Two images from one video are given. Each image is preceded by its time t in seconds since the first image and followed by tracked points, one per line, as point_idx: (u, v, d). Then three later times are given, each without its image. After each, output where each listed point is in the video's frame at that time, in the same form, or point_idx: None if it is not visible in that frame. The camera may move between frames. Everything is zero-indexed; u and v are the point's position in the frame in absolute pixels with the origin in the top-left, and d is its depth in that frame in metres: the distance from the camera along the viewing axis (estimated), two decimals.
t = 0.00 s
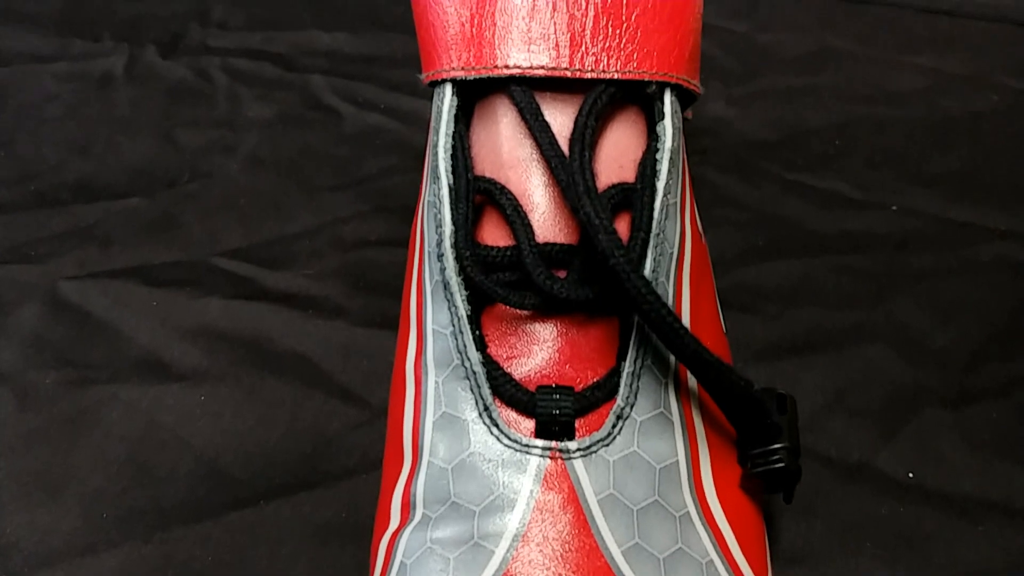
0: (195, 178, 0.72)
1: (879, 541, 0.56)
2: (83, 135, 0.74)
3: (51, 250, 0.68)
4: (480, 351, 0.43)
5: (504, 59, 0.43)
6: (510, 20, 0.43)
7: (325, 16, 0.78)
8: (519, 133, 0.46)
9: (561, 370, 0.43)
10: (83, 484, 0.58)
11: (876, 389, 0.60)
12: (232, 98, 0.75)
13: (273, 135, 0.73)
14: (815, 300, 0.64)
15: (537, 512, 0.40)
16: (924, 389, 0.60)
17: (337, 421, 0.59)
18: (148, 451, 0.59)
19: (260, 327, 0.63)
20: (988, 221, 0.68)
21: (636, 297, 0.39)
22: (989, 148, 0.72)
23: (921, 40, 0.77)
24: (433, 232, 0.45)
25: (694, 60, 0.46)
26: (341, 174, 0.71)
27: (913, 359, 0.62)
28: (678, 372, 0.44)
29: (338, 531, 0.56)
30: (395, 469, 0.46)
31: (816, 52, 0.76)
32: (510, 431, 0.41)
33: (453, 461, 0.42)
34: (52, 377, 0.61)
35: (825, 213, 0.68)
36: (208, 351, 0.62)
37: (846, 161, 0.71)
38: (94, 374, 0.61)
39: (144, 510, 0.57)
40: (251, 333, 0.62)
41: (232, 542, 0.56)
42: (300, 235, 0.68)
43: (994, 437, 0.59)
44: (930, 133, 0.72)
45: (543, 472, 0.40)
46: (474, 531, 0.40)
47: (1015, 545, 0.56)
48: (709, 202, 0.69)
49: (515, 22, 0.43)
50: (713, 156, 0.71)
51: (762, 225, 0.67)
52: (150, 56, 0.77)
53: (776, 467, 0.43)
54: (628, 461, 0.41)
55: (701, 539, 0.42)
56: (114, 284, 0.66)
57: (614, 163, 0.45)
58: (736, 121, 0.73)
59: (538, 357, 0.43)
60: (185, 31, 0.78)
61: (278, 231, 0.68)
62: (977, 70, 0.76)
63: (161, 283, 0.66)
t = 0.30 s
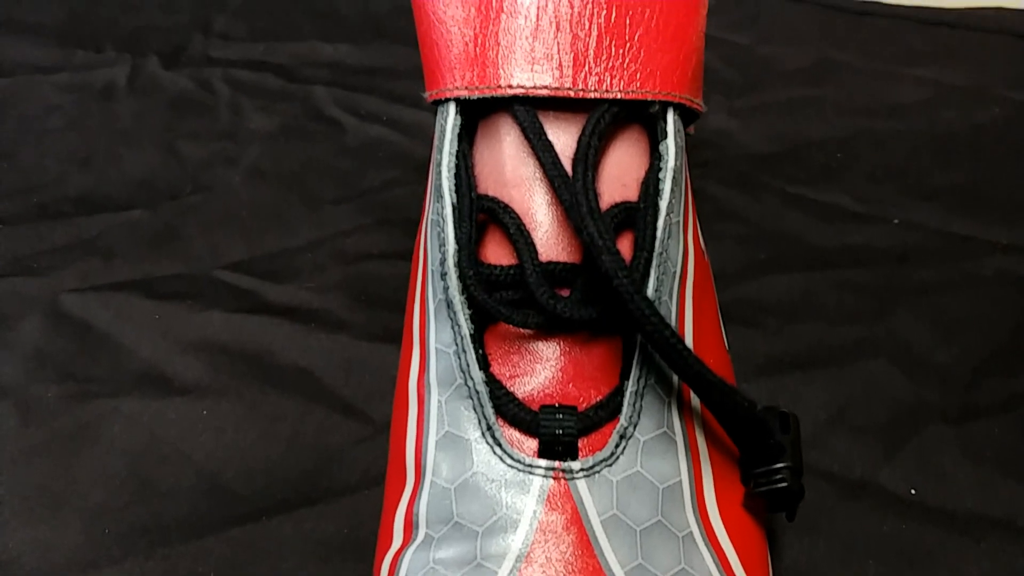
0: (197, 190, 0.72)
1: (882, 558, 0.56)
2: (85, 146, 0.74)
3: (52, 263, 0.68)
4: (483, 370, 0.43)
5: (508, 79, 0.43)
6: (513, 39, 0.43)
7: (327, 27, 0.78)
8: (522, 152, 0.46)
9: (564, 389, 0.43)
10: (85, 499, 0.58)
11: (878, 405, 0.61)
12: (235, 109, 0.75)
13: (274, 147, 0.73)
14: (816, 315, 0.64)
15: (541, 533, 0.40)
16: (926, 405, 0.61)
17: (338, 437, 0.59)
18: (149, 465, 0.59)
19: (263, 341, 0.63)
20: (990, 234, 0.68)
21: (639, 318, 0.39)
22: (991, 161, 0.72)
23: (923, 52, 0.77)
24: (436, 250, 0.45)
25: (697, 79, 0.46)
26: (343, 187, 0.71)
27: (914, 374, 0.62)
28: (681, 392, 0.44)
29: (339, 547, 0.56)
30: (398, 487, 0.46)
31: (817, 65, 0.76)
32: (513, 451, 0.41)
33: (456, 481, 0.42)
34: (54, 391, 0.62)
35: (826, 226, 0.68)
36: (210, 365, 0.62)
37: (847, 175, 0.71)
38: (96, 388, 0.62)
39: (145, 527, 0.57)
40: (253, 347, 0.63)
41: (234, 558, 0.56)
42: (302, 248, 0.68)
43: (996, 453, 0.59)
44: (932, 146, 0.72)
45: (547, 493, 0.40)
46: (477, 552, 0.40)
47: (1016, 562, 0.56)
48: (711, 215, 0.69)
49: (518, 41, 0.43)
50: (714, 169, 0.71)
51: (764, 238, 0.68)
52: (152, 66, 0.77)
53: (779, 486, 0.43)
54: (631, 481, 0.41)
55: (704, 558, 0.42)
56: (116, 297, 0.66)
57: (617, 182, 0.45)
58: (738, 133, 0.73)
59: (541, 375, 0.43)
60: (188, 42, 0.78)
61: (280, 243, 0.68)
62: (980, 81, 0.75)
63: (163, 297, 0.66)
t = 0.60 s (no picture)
0: (200, 206, 0.72)
1: None
2: (88, 162, 0.74)
3: (55, 280, 0.68)
4: (487, 396, 0.42)
5: (512, 104, 0.43)
6: (518, 65, 0.43)
7: (329, 41, 0.78)
8: (526, 176, 0.46)
9: (569, 414, 0.43)
10: (88, 519, 0.58)
11: (881, 424, 0.61)
12: (237, 125, 0.75)
13: (277, 163, 0.73)
14: (820, 334, 0.64)
15: (545, 559, 0.40)
16: (930, 425, 0.61)
17: (341, 456, 0.59)
18: (152, 484, 0.60)
19: (266, 359, 0.63)
20: (993, 252, 0.68)
21: (644, 345, 0.39)
22: (993, 177, 0.72)
23: (925, 67, 0.77)
24: (441, 275, 0.45)
25: (701, 102, 0.46)
26: (346, 203, 0.71)
27: (918, 393, 0.62)
28: (685, 417, 0.44)
29: (342, 568, 0.56)
30: (402, 513, 0.45)
31: (820, 80, 0.76)
32: (518, 477, 0.41)
33: (459, 507, 0.41)
34: (57, 410, 0.62)
35: (828, 243, 0.68)
36: (213, 384, 0.62)
37: (850, 191, 0.71)
38: (98, 407, 0.62)
39: (148, 547, 0.58)
40: (256, 365, 0.63)
41: None
42: (305, 265, 0.68)
43: (999, 473, 0.59)
44: (935, 163, 0.72)
45: (551, 519, 0.40)
46: None
47: None
48: (713, 232, 0.69)
49: (523, 67, 0.43)
50: (716, 186, 0.71)
51: (767, 255, 0.67)
52: (155, 81, 0.78)
53: (783, 511, 0.43)
54: (635, 506, 0.41)
55: None
56: (119, 314, 0.66)
57: (621, 206, 0.46)
58: (740, 149, 0.73)
59: (545, 400, 0.43)
60: (191, 56, 0.78)
61: (283, 260, 0.68)
62: (983, 96, 0.75)
63: (166, 314, 0.66)
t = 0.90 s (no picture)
0: (200, 218, 0.72)
1: None
2: (88, 173, 0.74)
3: (55, 292, 0.68)
4: (486, 413, 0.42)
5: (512, 122, 0.43)
6: (517, 82, 0.43)
7: (330, 52, 0.78)
8: (526, 193, 0.46)
9: (568, 432, 0.42)
10: (88, 534, 0.58)
11: (882, 439, 0.61)
12: (238, 136, 0.75)
13: (277, 175, 0.73)
14: (820, 348, 0.64)
15: None
16: (930, 440, 0.61)
17: (340, 471, 0.59)
18: (151, 498, 0.60)
19: (265, 373, 0.63)
20: (994, 264, 0.68)
21: (643, 364, 0.39)
22: (994, 189, 0.72)
23: (925, 78, 0.77)
24: (440, 292, 0.45)
25: (701, 118, 0.46)
26: (346, 215, 0.71)
27: (918, 407, 0.62)
28: (684, 436, 0.44)
29: None
30: (401, 531, 0.45)
31: (820, 91, 0.76)
32: (517, 495, 0.41)
33: (458, 525, 0.41)
34: (56, 423, 0.62)
35: (828, 255, 0.68)
36: (212, 398, 0.62)
37: (850, 203, 0.71)
38: (98, 421, 0.62)
39: (148, 562, 0.58)
40: (256, 379, 0.63)
41: None
42: (305, 277, 0.68)
43: (999, 488, 0.59)
44: (935, 174, 0.72)
45: (551, 537, 0.40)
46: None
47: None
48: (713, 243, 0.69)
49: (522, 85, 0.43)
50: (716, 197, 0.71)
51: (767, 268, 0.67)
52: (155, 92, 0.78)
53: (784, 529, 0.43)
54: (635, 525, 0.41)
55: None
56: (119, 327, 0.66)
57: (620, 223, 0.45)
58: (740, 160, 0.73)
59: (544, 418, 0.43)
60: (191, 67, 0.79)
61: (283, 272, 0.68)
62: (983, 107, 0.75)
63: (166, 327, 0.66)
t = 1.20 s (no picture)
0: (199, 232, 0.72)
1: None
2: (88, 186, 0.74)
3: (53, 306, 0.68)
4: (483, 436, 0.42)
5: (510, 144, 0.43)
6: (515, 104, 0.43)
7: (330, 64, 0.78)
8: (524, 215, 0.46)
9: (565, 456, 0.42)
10: (84, 551, 0.58)
11: (881, 459, 0.61)
12: (238, 149, 0.75)
13: (277, 189, 0.73)
14: (820, 365, 0.64)
15: None
16: (930, 459, 0.61)
17: (338, 488, 0.59)
18: (148, 515, 0.59)
19: (263, 389, 0.63)
20: (994, 281, 0.68)
21: (641, 390, 0.39)
22: (995, 205, 0.72)
23: (926, 93, 0.77)
24: (438, 314, 0.44)
25: (700, 140, 0.46)
26: (345, 229, 0.71)
27: (918, 426, 0.62)
28: (683, 460, 0.44)
29: None
30: (398, 554, 0.45)
31: (821, 106, 0.76)
32: (514, 520, 0.40)
33: (455, 549, 0.41)
34: (53, 439, 0.62)
35: (829, 271, 0.68)
36: (210, 414, 0.62)
37: (850, 218, 0.71)
38: (95, 436, 0.62)
39: None
40: (254, 395, 0.63)
41: None
42: (304, 292, 0.67)
43: (999, 509, 0.59)
44: (936, 190, 0.72)
45: (547, 562, 0.39)
46: None
47: None
48: (713, 259, 0.69)
49: (520, 107, 0.43)
50: (716, 212, 0.71)
51: (767, 284, 0.67)
52: (155, 104, 0.78)
53: (781, 555, 0.42)
54: (633, 550, 0.41)
55: None
56: (117, 341, 0.66)
57: (619, 244, 0.45)
58: (741, 175, 0.73)
59: (541, 441, 0.42)
60: (191, 79, 0.78)
61: (281, 287, 0.68)
62: (984, 122, 0.75)
63: (164, 342, 0.66)
